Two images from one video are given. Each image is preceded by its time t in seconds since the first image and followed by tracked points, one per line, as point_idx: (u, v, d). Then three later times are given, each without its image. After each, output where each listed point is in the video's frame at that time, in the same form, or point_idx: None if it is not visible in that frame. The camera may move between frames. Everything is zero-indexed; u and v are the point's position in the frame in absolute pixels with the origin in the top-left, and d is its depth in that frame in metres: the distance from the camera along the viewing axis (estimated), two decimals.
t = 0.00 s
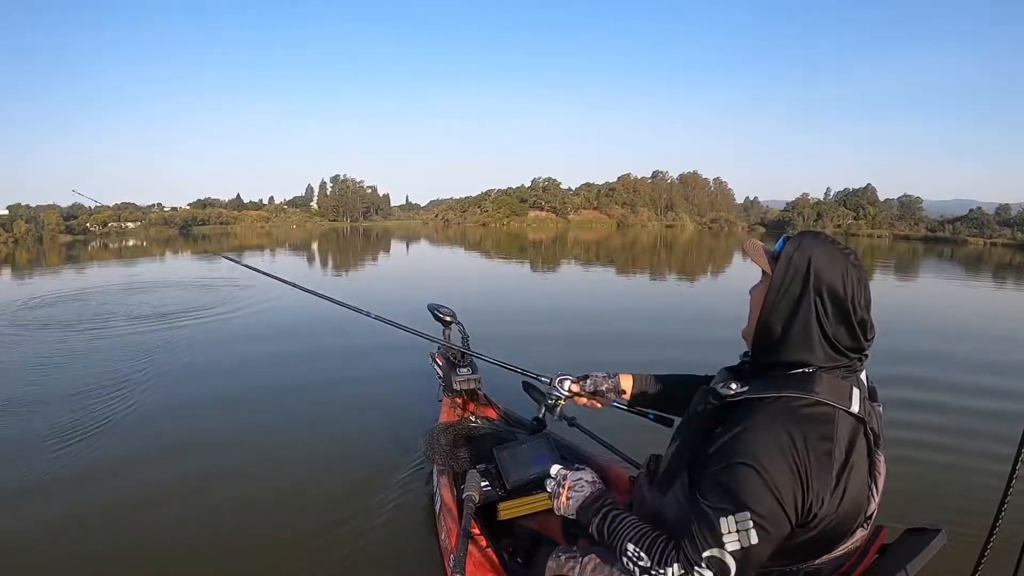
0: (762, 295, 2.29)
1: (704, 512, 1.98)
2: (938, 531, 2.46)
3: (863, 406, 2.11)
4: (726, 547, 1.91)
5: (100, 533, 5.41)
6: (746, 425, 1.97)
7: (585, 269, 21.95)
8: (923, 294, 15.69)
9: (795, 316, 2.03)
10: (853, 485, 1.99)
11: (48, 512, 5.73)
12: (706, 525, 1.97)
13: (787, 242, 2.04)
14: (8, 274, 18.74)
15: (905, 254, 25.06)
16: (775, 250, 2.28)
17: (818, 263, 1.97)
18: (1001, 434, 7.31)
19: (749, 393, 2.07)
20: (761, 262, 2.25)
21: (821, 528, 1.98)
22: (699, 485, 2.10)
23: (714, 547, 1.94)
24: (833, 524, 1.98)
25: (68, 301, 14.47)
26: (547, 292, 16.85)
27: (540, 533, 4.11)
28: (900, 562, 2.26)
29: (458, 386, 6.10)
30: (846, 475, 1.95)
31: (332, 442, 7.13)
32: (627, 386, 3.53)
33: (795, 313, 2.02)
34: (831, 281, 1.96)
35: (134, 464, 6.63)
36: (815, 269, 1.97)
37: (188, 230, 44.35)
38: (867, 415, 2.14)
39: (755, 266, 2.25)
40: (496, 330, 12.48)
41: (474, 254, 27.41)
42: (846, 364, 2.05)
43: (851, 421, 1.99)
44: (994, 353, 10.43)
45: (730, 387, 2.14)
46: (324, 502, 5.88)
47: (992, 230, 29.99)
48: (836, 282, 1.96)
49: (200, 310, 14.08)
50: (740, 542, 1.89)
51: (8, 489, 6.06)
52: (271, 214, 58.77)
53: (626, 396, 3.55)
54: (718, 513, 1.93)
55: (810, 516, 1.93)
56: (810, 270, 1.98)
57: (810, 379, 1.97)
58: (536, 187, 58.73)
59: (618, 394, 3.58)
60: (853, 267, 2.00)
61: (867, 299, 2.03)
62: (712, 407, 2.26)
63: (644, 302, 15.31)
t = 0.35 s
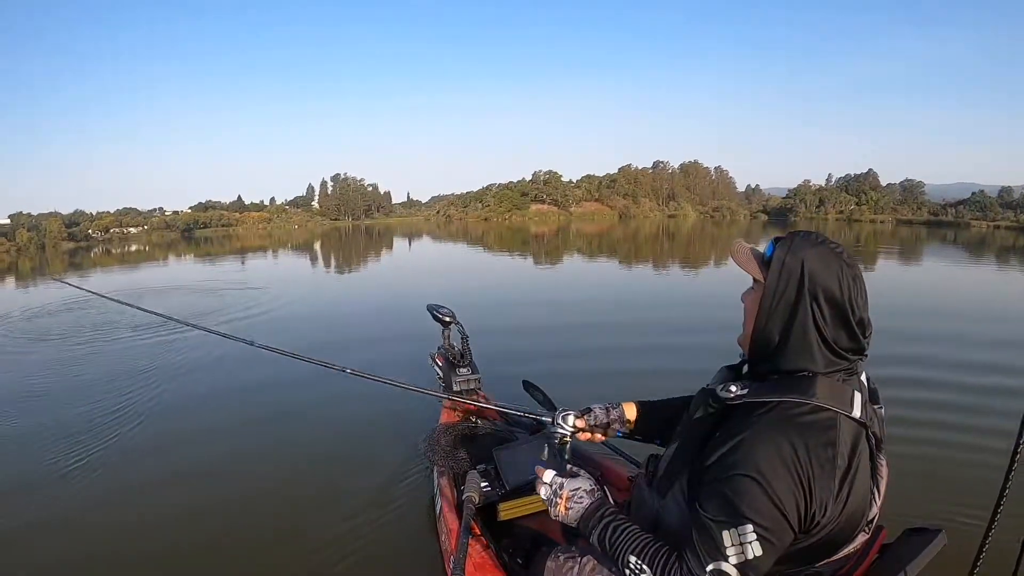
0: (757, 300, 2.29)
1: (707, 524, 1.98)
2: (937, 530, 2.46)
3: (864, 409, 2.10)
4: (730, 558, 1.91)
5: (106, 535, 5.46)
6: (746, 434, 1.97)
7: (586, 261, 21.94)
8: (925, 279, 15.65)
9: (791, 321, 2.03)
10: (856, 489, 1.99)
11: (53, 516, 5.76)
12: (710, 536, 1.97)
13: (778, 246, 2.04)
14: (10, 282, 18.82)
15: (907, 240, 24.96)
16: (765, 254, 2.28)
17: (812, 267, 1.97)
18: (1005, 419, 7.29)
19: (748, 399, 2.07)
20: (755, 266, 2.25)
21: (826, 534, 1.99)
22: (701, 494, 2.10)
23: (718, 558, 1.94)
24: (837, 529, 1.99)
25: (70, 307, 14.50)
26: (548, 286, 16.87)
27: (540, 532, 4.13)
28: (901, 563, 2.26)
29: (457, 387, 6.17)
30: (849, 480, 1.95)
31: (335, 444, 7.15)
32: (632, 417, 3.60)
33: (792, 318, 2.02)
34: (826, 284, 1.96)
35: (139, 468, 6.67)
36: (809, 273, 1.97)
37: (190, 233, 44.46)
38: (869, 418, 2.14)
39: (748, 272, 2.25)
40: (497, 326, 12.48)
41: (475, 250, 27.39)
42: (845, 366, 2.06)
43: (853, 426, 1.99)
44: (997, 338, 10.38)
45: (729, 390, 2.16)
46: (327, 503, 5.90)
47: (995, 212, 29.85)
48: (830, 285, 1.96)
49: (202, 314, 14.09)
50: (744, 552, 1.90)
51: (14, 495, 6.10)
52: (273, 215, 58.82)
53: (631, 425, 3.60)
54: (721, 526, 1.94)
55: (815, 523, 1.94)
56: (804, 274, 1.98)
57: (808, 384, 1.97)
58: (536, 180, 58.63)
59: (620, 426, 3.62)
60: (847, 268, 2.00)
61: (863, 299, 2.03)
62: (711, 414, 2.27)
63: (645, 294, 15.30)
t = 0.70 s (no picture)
0: (764, 303, 2.29)
1: (716, 523, 1.97)
2: (940, 531, 2.46)
3: (872, 410, 2.10)
4: (738, 556, 1.90)
5: (100, 532, 5.42)
6: (755, 435, 1.96)
7: (586, 267, 21.99)
8: (923, 293, 15.71)
9: (800, 323, 2.02)
10: (863, 489, 1.99)
11: (47, 511, 5.72)
12: (718, 535, 1.95)
13: (786, 251, 2.04)
14: (8, 272, 18.77)
15: (905, 254, 25.09)
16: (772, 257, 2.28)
17: (821, 269, 1.97)
18: (1001, 432, 7.31)
19: (756, 399, 2.06)
20: (764, 269, 2.25)
21: (831, 533, 1.98)
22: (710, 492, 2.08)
23: (726, 556, 1.93)
24: (843, 528, 1.98)
25: (67, 300, 14.45)
26: (547, 291, 16.90)
27: (540, 532, 4.12)
28: (904, 563, 2.26)
29: (457, 387, 6.17)
30: (857, 480, 1.94)
31: (331, 443, 7.12)
32: (644, 419, 3.56)
33: (800, 321, 2.02)
34: (834, 287, 1.96)
35: (134, 465, 6.63)
36: (817, 275, 1.96)
37: (188, 228, 44.40)
38: (876, 419, 2.14)
39: (756, 276, 2.25)
40: (496, 329, 12.46)
41: (475, 253, 27.38)
42: (852, 369, 2.06)
43: (862, 427, 1.98)
44: (994, 352, 10.41)
45: (738, 389, 2.15)
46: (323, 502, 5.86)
47: (993, 229, 29.99)
48: (839, 288, 1.96)
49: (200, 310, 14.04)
50: (753, 551, 1.89)
51: (6, 490, 6.05)
52: (272, 212, 58.75)
53: (644, 429, 3.55)
54: (730, 524, 1.92)
55: (821, 523, 1.93)
56: (813, 277, 1.98)
57: (816, 384, 1.97)
58: (536, 185, 58.74)
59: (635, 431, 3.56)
60: (854, 271, 2.00)
61: (871, 301, 2.03)
62: (718, 415, 2.26)
63: (644, 301, 15.33)
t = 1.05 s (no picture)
0: (761, 304, 2.27)
1: (712, 527, 1.97)
2: (939, 530, 2.45)
3: (870, 411, 2.09)
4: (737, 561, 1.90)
5: (102, 533, 5.45)
6: (751, 437, 1.96)
7: (588, 266, 22.00)
8: (927, 289, 15.66)
9: (795, 325, 2.01)
10: (861, 490, 1.98)
11: (50, 513, 5.75)
12: (715, 539, 1.95)
13: (781, 251, 2.02)
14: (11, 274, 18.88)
15: (909, 251, 25.01)
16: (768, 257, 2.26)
17: (816, 270, 1.96)
18: (1004, 429, 7.28)
19: (753, 400, 2.06)
20: (759, 269, 2.23)
21: (830, 535, 1.98)
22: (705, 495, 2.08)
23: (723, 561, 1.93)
24: (841, 530, 1.98)
25: (71, 303, 14.52)
26: (549, 290, 16.90)
27: (540, 532, 4.11)
28: (902, 563, 2.25)
29: (457, 386, 6.15)
30: (855, 482, 1.93)
31: (332, 443, 7.13)
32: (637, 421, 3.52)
33: (796, 323, 2.01)
34: (829, 288, 1.95)
35: (137, 466, 6.66)
36: (812, 277, 1.95)
37: (191, 230, 44.53)
38: (874, 420, 2.12)
39: (751, 277, 2.24)
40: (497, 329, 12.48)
41: (477, 253, 27.41)
42: (848, 369, 2.05)
43: (859, 429, 1.98)
44: (997, 349, 10.38)
45: (734, 389, 2.14)
46: (325, 502, 5.88)
47: (997, 226, 29.85)
48: (835, 289, 1.95)
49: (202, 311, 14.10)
50: (751, 556, 1.88)
51: (10, 491, 6.09)
52: (275, 213, 58.86)
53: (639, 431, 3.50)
54: (728, 529, 1.92)
55: (819, 526, 1.93)
56: (808, 278, 1.96)
57: (812, 385, 1.97)
58: (539, 184, 58.72)
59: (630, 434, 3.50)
60: (850, 270, 1.99)
61: (867, 301, 2.02)
62: (714, 417, 2.25)
63: (646, 300, 15.32)
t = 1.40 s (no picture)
0: (766, 304, 2.26)
1: (713, 521, 1.96)
2: (940, 531, 2.44)
3: (875, 412, 2.08)
4: (737, 555, 1.89)
5: (96, 529, 5.41)
6: (755, 434, 1.95)
7: (588, 271, 22.01)
8: (926, 300, 15.69)
9: (802, 325, 2.00)
10: (863, 491, 1.97)
11: (45, 508, 5.73)
12: (716, 534, 1.94)
13: (786, 252, 2.01)
14: (10, 268, 18.85)
15: (909, 262, 25.07)
16: (772, 259, 2.26)
17: (823, 272, 1.95)
18: (1003, 439, 7.26)
19: (758, 398, 2.05)
20: (764, 269, 2.23)
21: (830, 534, 1.96)
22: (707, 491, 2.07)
23: (723, 555, 1.92)
24: (842, 529, 1.97)
25: (69, 298, 14.50)
26: (549, 294, 16.90)
27: (539, 532, 4.11)
28: (903, 563, 2.24)
29: (457, 386, 6.13)
30: (858, 481, 1.92)
31: (329, 442, 7.09)
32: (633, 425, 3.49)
33: (800, 325, 2.00)
34: (835, 290, 1.94)
35: (133, 463, 6.62)
36: (819, 278, 1.94)
37: (191, 227, 44.53)
38: (878, 420, 2.12)
39: (756, 277, 2.23)
40: (496, 331, 12.49)
41: (477, 256, 27.41)
42: (852, 370, 2.04)
43: (864, 429, 1.96)
44: (996, 360, 10.38)
45: (739, 388, 2.13)
46: (321, 501, 5.85)
47: (996, 238, 29.90)
48: (840, 291, 1.94)
49: (201, 308, 14.09)
50: (752, 551, 1.87)
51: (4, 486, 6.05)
52: (275, 212, 58.86)
53: (635, 435, 3.45)
54: (727, 523, 1.91)
55: (819, 524, 1.92)
56: (813, 279, 1.95)
57: (817, 384, 1.96)
58: (540, 188, 58.77)
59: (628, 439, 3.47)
60: (857, 272, 1.98)
61: (872, 302, 2.02)
62: (717, 415, 2.24)
63: (645, 305, 15.33)
